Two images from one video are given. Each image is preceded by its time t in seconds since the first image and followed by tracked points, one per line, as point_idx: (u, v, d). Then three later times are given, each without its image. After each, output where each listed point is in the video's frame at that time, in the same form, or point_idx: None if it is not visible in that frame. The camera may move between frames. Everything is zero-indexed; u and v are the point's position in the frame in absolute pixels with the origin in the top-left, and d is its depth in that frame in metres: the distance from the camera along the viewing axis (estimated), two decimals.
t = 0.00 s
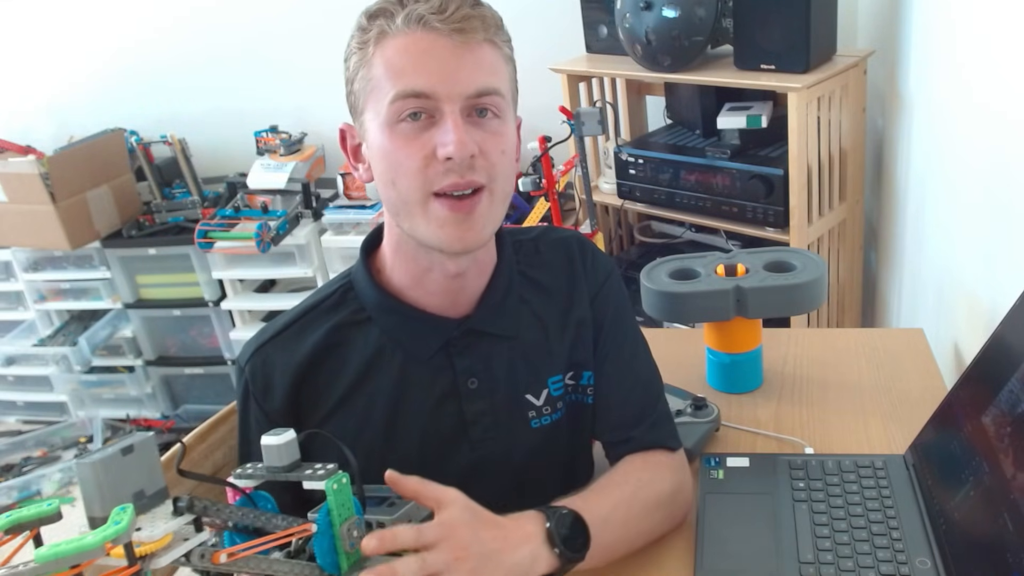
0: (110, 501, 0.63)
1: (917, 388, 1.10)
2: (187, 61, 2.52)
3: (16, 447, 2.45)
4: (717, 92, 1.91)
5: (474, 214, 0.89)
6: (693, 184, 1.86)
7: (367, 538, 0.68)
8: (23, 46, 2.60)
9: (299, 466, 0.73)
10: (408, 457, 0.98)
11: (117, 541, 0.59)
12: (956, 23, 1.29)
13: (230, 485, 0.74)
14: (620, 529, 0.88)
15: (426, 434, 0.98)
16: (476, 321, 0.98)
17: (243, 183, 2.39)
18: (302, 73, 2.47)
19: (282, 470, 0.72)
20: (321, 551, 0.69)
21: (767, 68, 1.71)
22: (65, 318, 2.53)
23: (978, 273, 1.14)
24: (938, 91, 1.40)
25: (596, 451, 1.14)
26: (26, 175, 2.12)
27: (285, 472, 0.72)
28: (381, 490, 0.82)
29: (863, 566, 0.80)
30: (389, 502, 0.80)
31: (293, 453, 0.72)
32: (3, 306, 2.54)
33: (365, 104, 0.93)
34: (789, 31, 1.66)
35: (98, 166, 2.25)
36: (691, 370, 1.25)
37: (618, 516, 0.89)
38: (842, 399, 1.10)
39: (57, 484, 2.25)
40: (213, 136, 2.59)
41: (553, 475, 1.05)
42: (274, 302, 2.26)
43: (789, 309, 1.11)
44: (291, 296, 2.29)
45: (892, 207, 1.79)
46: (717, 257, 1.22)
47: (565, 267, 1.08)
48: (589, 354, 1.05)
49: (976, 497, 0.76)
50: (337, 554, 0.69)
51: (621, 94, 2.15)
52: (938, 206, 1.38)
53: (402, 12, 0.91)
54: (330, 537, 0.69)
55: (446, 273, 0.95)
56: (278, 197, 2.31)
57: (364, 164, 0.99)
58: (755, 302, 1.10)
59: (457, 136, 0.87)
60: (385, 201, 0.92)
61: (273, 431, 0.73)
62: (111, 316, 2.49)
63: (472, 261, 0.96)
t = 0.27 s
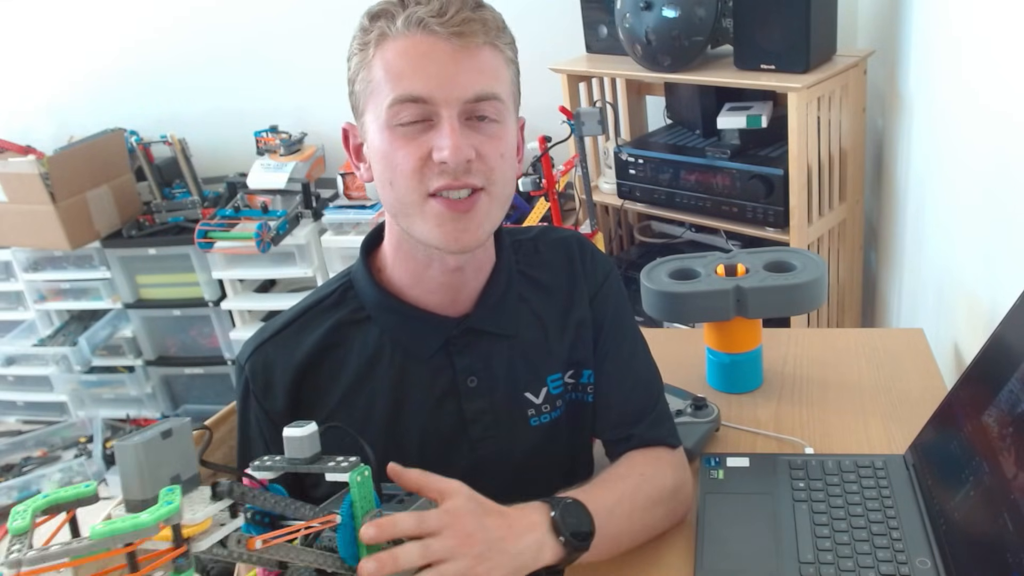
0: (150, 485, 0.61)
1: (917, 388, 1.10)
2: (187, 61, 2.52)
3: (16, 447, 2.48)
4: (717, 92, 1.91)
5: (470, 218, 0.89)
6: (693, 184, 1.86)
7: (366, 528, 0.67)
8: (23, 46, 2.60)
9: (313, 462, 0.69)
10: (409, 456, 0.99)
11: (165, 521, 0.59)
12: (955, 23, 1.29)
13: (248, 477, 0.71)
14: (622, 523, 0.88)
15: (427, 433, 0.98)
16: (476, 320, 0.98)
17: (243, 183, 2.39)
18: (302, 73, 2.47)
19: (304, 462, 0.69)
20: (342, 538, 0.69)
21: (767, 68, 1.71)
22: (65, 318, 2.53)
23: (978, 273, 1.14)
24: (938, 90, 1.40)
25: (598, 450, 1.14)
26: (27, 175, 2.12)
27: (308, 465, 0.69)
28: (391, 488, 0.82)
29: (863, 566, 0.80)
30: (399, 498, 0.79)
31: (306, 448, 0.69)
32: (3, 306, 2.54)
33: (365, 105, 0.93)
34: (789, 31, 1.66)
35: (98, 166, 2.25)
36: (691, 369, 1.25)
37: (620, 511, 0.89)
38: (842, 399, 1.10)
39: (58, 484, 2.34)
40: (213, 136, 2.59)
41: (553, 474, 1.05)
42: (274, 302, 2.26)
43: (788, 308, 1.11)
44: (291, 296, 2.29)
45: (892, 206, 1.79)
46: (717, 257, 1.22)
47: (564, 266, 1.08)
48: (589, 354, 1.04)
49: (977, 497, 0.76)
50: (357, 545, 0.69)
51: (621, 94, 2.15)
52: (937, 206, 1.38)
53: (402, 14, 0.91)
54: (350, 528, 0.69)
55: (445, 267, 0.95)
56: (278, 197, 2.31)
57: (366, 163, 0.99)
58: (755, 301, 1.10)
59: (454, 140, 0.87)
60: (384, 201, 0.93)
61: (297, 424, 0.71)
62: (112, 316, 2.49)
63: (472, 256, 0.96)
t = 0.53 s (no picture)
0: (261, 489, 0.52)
1: (917, 388, 1.10)
2: (187, 61, 2.52)
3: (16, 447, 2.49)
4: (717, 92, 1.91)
5: (467, 214, 0.89)
6: (693, 184, 1.86)
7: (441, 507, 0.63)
8: (22, 46, 2.60)
9: (356, 465, 0.60)
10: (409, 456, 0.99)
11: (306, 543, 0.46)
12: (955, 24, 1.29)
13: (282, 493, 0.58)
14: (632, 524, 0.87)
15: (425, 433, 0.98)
16: (475, 318, 0.97)
17: (243, 183, 2.39)
18: (302, 73, 2.47)
19: (350, 465, 0.60)
20: (401, 533, 0.58)
21: (767, 68, 1.71)
22: (65, 318, 2.53)
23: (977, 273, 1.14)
24: (938, 90, 1.40)
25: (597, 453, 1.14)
26: (27, 175, 2.12)
27: (353, 468, 0.59)
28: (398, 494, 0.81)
29: (863, 566, 0.80)
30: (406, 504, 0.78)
31: (351, 448, 0.61)
32: (3, 306, 2.54)
33: (368, 100, 0.93)
34: (789, 31, 1.66)
35: (98, 166, 2.25)
36: (691, 369, 1.25)
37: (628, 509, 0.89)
38: (843, 399, 1.10)
39: (58, 483, 2.34)
40: (213, 136, 2.59)
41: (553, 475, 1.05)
42: (274, 302, 2.27)
43: (788, 308, 1.11)
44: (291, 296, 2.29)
45: (892, 207, 1.79)
46: (717, 257, 1.22)
47: (567, 266, 1.08)
48: (591, 355, 1.04)
49: (976, 498, 0.76)
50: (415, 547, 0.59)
51: (621, 94, 2.15)
52: (938, 206, 1.38)
53: (408, 9, 0.91)
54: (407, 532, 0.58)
55: (444, 270, 0.96)
56: (278, 197, 2.31)
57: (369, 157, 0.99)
58: (754, 301, 1.10)
59: (453, 136, 0.87)
60: (384, 195, 0.93)
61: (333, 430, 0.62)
62: (112, 316, 2.49)
63: (470, 259, 0.97)
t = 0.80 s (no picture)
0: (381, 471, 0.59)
1: (917, 388, 1.10)
2: (187, 61, 2.52)
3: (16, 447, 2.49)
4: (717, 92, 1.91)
5: (488, 214, 0.89)
6: (693, 184, 1.86)
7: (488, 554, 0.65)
8: (22, 45, 2.60)
9: (409, 462, 0.64)
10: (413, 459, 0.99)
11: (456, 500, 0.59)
12: (955, 24, 1.29)
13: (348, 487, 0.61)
14: (638, 533, 0.87)
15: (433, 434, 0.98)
16: (486, 322, 0.98)
17: (243, 183, 2.39)
18: (302, 73, 2.47)
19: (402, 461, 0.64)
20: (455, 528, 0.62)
21: (767, 68, 1.71)
22: (65, 318, 2.53)
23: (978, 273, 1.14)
24: (938, 90, 1.40)
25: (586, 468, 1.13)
26: (27, 175, 2.12)
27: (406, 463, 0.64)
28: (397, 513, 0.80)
29: (863, 566, 0.80)
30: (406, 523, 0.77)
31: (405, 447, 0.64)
32: (3, 306, 2.54)
33: (389, 98, 0.93)
34: (789, 31, 1.66)
35: (98, 166, 2.25)
36: (692, 370, 1.25)
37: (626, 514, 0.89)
38: (843, 399, 1.10)
39: (58, 483, 2.34)
40: (213, 136, 2.59)
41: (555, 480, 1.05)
42: (274, 302, 2.27)
43: (789, 308, 1.11)
44: (290, 296, 2.29)
45: (892, 206, 1.79)
46: (717, 257, 1.22)
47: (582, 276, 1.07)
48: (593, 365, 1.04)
49: (976, 497, 0.76)
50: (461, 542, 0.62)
51: (621, 94, 2.15)
52: (938, 206, 1.38)
53: (431, 9, 0.91)
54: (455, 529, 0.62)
55: (458, 274, 0.96)
56: (278, 197, 2.31)
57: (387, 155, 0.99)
58: (755, 301, 1.10)
59: (475, 135, 0.88)
60: (403, 194, 0.93)
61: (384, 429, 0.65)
62: (112, 316, 2.49)
63: (484, 262, 0.97)
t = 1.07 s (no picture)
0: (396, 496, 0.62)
1: (917, 388, 1.10)
2: (187, 61, 2.52)
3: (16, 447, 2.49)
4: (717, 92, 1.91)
5: (496, 223, 0.90)
6: (693, 184, 1.86)
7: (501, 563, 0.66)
8: (23, 45, 2.60)
9: (422, 474, 0.68)
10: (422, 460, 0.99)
11: (477, 530, 0.61)
12: (954, 23, 1.29)
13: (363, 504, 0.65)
14: (642, 540, 0.86)
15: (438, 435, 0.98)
16: (495, 323, 0.98)
17: (243, 183, 2.39)
18: (302, 73, 2.47)
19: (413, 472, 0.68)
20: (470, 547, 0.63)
21: (767, 68, 1.71)
22: (65, 318, 2.53)
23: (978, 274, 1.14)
24: (938, 90, 1.40)
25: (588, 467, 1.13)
26: (27, 175, 2.12)
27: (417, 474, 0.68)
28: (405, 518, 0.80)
29: (863, 566, 0.80)
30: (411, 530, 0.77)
31: (417, 458, 0.68)
32: (3, 306, 2.54)
33: (405, 99, 0.93)
34: (789, 31, 1.66)
35: (98, 166, 2.25)
36: (691, 370, 1.25)
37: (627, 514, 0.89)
38: (844, 399, 1.10)
39: (58, 483, 2.34)
40: (213, 136, 2.59)
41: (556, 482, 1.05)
42: (274, 302, 2.27)
43: (790, 308, 1.12)
44: (290, 296, 2.29)
45: (892, 206, 1.79)
46: (717, 257, 1.22)
47: (588, 279, 1.07)
48: (598, 365, 1.04)
49: (976, 497, 0.76)
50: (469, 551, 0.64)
51: (621, 94, 2.15)
52: (937, 206, 1.38)
53: (452, 13, 0.90)
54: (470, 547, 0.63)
55: (467, 272, 0.96)
56: (278, 197, 2.31)
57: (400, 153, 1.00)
58: (755, 301, 1.10)
59: (489, 146, 0.87)
60: (413, 195, 0.93)
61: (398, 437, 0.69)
62: (112, 316, 2.49)
63: (495, 261, 0.96)
